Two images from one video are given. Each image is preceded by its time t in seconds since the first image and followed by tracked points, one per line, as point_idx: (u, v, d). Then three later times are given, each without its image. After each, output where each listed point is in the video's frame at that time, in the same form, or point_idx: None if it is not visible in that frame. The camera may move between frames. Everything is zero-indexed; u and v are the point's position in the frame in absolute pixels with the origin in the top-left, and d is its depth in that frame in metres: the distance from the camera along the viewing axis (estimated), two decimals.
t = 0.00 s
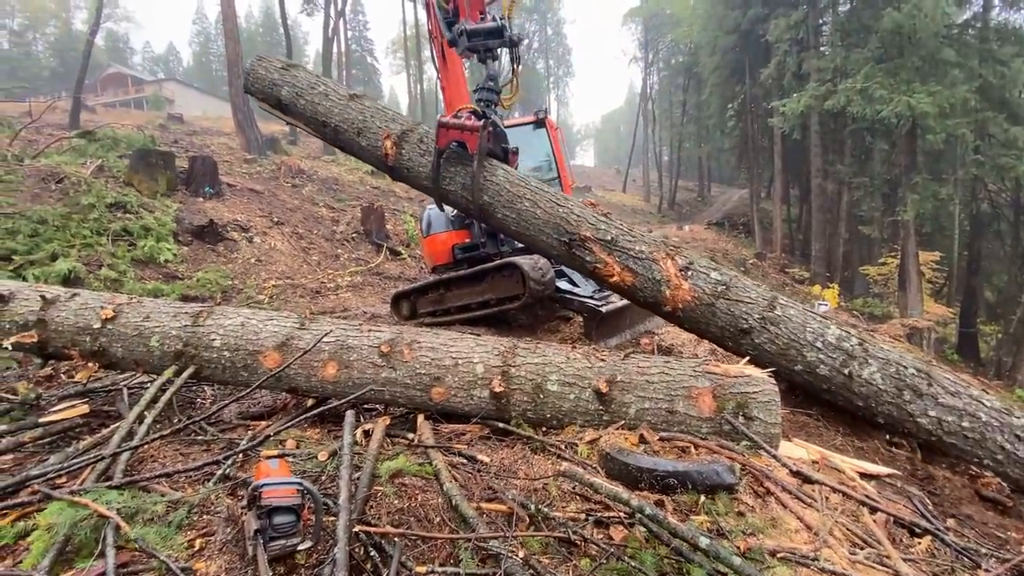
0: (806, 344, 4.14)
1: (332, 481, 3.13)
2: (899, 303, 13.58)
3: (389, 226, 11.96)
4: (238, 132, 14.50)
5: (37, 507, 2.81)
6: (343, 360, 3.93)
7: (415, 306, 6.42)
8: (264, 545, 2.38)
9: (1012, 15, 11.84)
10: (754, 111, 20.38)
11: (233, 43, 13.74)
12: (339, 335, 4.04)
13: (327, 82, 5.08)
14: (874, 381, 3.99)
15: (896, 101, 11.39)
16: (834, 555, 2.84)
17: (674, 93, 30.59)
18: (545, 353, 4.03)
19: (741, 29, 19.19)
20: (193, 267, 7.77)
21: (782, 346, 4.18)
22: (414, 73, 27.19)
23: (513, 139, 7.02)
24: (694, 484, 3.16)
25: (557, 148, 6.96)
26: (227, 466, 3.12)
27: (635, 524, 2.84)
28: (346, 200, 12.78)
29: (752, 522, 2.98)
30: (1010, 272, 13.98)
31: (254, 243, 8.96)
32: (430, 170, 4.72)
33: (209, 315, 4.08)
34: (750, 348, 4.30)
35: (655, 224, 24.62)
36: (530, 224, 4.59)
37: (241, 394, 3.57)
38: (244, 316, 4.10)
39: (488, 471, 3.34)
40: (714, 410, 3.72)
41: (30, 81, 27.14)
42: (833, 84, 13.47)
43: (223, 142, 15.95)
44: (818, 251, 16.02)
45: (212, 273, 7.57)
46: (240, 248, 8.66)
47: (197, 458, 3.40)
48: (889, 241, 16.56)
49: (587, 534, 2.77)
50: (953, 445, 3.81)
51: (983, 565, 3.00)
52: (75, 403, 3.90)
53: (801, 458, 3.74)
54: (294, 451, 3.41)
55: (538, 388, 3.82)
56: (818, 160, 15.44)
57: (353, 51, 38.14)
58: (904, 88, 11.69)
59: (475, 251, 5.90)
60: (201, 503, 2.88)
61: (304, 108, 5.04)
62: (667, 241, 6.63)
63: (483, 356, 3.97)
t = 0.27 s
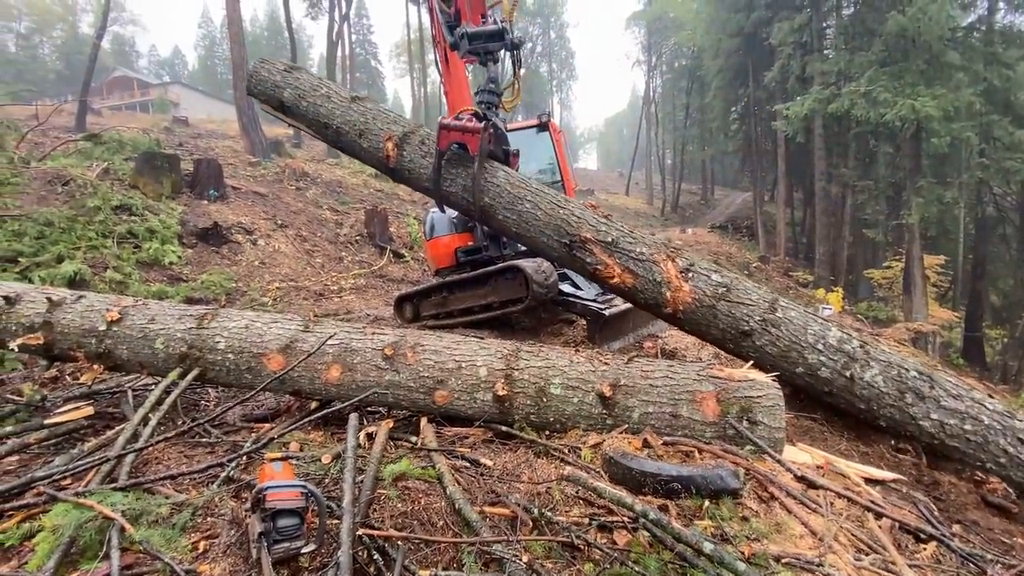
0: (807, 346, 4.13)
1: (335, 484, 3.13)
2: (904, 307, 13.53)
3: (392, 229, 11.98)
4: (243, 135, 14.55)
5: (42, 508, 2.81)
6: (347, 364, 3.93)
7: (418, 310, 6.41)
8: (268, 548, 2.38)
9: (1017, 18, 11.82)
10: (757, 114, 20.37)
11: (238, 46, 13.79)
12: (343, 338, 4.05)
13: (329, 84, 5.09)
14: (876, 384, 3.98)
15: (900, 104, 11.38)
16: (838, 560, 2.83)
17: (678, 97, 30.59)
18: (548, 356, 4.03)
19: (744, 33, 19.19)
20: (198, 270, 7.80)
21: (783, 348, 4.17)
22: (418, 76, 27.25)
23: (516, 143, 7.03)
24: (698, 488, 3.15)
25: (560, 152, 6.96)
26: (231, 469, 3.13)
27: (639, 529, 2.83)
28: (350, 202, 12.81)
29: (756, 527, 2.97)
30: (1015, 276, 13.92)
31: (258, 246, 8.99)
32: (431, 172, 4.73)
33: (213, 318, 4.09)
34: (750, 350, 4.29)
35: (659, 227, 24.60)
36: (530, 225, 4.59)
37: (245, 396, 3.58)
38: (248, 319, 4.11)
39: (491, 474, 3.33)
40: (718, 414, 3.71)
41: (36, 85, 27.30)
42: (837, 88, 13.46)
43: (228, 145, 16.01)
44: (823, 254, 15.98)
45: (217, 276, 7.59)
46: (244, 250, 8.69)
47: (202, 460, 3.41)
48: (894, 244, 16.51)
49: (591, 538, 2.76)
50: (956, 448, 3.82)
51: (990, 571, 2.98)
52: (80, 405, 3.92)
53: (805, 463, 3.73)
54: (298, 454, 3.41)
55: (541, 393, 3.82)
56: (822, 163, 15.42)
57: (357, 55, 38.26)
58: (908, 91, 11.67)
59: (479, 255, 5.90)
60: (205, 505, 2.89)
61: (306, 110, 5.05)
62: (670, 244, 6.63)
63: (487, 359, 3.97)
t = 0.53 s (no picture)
0: (808, 347, 4.12)
1: (339, 487, 3.13)
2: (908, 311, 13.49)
3: (396, 232, 12.00)
4: (247, 139, 14.60)
5: (48, 510, 2.82)
6: (351, 367, 3.94)
7: (422, 313, 6.42)
8: (272, 551, 2.38)
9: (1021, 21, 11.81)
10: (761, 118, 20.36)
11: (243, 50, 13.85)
12: (347, 342, 4.06)
13: (334, 84, 5.11)
14: (879, 384, 3.97)
15: (904, 108, 11.36)
16: (843, 566, 2.81)
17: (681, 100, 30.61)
18: (552, 360, 4.03)
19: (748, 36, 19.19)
20: (202, 272, 7.82)
21: (785, 349, 4.16)
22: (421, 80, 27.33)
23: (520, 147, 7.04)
24: (702, 493, 3.14)
25: (563, 156, 6.97)
26: (235, 472, 3.13)
27: (643, 534, 2.82)
28: (354, 205, 12.84)
29: (761, 533, 2.96)
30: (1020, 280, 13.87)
31: (262, 249, 9.01)
32: (433, 171, 4.73)
33: (218, 321, 4.11)
34: (752, 351, 4.27)
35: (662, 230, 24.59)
36: (531, 224, 4.59)
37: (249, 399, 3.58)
38: (253, 322, 4.13)
39: (495, 478, 3.33)
40: (723, 419, 3.70)
41: (42, 88, 27.44)
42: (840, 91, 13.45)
43: (232, 149, 16.06)
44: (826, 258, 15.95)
45: (221, 278, 7.61)
46: (248, 253, 8.72)
47: (206, 463, 3.42)
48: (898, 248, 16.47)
49: (595, 543, 2.75)
50: (959, 449, 3.80)
51: None
52: (85, 407, 3.93)
53: (810, 468, 3.72)
54: (302, 457, 3.41)
55: (545, 396, 3.81)
56: (826, 167, 15.39)
57: (361, 58, 38.38)
58: (912, 95, 11.66)
59: (482, 258, 5.90)
60: (209, 508, 2.89)
61: (311, 109, 5.06)
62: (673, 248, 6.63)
63: (490, 363, 3.97)
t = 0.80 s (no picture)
0: (808, 345, 4.10)
1: (343, 490, 3.13)
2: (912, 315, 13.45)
3: (399, 235, 12.02)
4: (251, 142, 14.65)
5: (53, 513, 2.82)
6: (355, 370, 3.94)
7: (425, 316, 6.43)
8: (276, 554, 2.39)
9: None
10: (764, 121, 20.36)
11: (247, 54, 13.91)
12: (351, 345, 4.06)
13: (339, 79, 5.14)
14: (878, 382, 3.94)
15: (908, 111, 11.35)
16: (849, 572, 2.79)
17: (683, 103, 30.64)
18: (555, 363, 4.02)
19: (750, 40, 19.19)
20: (206, 275, 7.84)
21: (785, 346, 4.14)
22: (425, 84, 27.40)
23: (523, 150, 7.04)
24: (707, 498, 3.14)
25: (566, 159, 6.99)
26: (238, 474, 3.13)
27: (647, 539, 2.81)
28: (357, 208, 12.87)
29: (766, 538, 2.95)
30: None
31: (266, 251, 9.04)
32: (435, 166, 4.74)
33: (223, 324, 4.12)
34: (752, 348, 4.26)
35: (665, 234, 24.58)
36: (532, 220, 4.60)
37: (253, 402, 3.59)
38: (258, 324, 4.14)
39: (498, 482, 3.33)
40: (727, 423, 3.69)
41: (49, 92, 27.60)
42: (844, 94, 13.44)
43: (236, 152, 16.12)
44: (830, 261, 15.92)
45: (225, 281, 7.62)
46: (252, 256, 8.74)
47: (210, 466, 3.42)
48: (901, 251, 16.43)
49: (598, 548, 2.74)
50: (959, 449, 3.76)
51: None
52: (89, 409, 3.94)
53: (815, 473, 3.71)
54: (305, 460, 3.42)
55: (548, 400, 3.81)
56: (829, 170, 15.37)
57: (365, 62, 38.50)
58: (916, 98, 11.64)
59: (484, 261, 5.92)
60: (213, 511, 2.89)
61: (315, 104, 5.08)
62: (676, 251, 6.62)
63: (494, 366, 3.97)
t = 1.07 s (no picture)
0: (812, 343, 4.08)
1: (347, 493, 3.13)
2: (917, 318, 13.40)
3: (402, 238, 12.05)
4: (256, 145, 14.70)
5: (57, 514, 2.83)
6: (359, 372, 3.94)
7: (427, 318, 6.44)
8: (280, 557, 2.39)
9: None
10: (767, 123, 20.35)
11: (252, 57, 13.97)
12: (354, 347, 4.06)
13: (341, 73, 5.14)
14: (883, 382, 3.93)
15: (912, 114, 11.33)
16: None
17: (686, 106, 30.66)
18: (559, 366, 4.02)
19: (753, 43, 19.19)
20: (210, 277, 7.86)
21: (788, 345, 4.12)
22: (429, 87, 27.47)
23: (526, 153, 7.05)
24: (711, 503, 3.13)
25: (570, 162, 7.00)
26: (242, 477, 3.14)
27: (651, 543, 2.80)
28: (360, 211, 12.90)
29: (771, 542, 2.93)
30: None
31: (270, 254, 9.06)
32: (436, 161, 4.73)
33: (227, 327, 4.12)
34: (755, 346, 4.25)
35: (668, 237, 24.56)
36: (534, 216, 4.60)
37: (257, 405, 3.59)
38: (262, 327, 4.14)
39: (502, 486, 3.32)
40: (731, 427, 3.68)
41: (55, 96, 27.73)
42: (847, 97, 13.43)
43: (240, 154, 16.17)
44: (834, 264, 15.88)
45: (229, 283, 7.64)
46: (255, 258, 8.76)
47: (214, 468, 3.42)
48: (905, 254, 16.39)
49: (602, 552, 2.73)
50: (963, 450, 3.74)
51: None
52: (94, 411, 3.94)
53: (820, 477, 3.70)
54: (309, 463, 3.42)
55: (551, 403, 3.81)
56: (833, 173, 15.35)
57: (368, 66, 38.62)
58: (920, 101, 11.63)
59: (488, 263, 5.93)
60: (217, 513, 2.90)
61: (317, 98, 5.08)
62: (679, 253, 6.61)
63: (497, 369, 3.97)
